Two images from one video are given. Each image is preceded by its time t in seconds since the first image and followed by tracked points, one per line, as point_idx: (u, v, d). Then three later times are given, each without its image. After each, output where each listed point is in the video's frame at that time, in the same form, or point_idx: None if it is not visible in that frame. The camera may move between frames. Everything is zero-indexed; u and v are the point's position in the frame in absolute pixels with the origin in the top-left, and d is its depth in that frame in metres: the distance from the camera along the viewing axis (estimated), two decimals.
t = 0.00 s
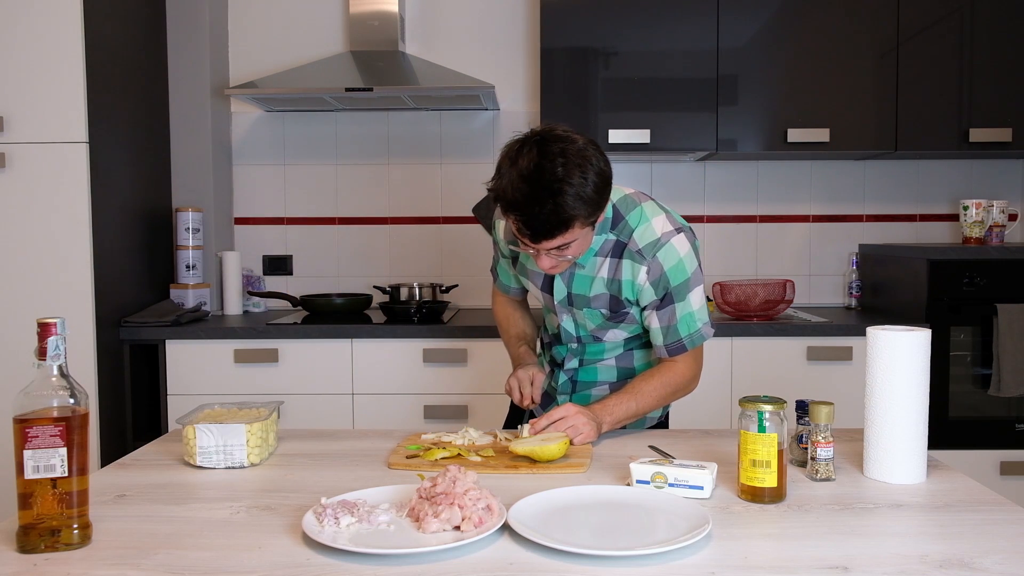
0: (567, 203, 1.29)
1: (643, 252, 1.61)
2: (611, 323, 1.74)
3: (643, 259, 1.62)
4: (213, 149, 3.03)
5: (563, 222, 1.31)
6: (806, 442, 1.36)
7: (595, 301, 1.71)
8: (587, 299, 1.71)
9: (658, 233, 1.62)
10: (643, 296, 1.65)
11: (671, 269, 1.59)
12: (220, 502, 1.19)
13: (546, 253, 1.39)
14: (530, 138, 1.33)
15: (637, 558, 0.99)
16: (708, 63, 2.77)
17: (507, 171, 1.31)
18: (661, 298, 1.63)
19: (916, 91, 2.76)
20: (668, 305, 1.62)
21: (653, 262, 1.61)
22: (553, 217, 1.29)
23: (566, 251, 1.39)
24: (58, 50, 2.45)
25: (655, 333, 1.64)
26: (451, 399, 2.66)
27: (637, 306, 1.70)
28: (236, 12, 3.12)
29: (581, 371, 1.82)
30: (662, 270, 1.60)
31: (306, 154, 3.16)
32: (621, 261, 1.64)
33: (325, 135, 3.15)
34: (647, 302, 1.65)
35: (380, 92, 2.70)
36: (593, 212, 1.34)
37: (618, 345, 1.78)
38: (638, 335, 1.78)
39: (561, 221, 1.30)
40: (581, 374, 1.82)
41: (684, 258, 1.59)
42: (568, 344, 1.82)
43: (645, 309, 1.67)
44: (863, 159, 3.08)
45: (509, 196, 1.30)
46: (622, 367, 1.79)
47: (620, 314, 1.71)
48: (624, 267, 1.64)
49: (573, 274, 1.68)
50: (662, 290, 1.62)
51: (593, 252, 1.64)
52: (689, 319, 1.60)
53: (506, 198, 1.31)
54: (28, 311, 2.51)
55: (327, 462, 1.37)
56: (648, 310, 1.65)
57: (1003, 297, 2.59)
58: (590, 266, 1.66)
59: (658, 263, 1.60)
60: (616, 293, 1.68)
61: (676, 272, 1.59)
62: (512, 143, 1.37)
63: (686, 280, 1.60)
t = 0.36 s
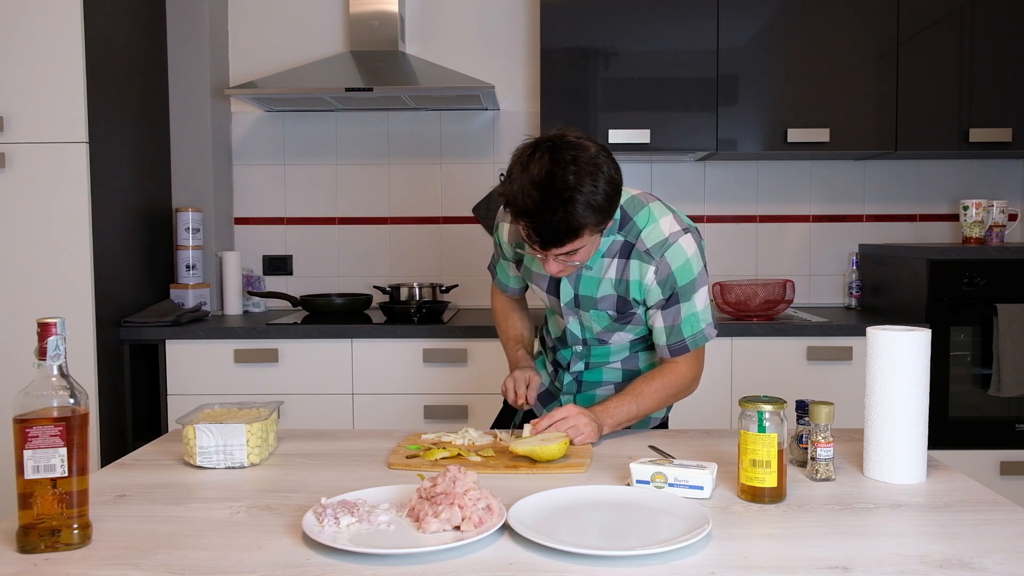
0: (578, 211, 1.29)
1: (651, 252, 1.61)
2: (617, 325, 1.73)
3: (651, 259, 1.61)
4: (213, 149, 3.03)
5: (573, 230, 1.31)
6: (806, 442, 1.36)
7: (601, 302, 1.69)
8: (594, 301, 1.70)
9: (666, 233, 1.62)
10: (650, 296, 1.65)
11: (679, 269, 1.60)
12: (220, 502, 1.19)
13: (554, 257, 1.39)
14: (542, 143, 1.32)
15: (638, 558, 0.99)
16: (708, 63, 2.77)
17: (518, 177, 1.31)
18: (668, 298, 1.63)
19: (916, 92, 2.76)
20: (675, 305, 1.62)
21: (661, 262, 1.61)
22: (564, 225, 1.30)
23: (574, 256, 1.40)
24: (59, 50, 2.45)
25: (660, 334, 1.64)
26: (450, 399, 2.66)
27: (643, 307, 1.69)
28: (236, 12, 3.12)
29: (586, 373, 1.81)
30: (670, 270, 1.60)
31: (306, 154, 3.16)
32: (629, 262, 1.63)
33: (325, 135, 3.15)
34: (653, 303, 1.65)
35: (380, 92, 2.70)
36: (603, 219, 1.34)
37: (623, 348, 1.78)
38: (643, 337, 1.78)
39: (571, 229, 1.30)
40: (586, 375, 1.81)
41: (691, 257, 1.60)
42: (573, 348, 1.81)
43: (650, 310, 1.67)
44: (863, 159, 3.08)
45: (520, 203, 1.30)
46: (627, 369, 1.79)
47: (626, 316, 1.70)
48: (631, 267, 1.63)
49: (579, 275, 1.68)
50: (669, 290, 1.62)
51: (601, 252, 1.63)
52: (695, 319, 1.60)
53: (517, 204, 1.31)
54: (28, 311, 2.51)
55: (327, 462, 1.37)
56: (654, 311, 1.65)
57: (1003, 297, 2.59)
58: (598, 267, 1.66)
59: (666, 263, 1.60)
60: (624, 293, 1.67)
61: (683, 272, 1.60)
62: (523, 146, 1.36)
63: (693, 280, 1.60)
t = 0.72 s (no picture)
0: (574, 217, 1.29)
1: (645, 252, 1.62)
2: (611, 327, 1.73)
3: (645, 259, 1.62)
4: (213, 149, 3.03)
5: (570, 236, 1.31)
6: (806, 443, 1.36)
7: (596, 305, 1.70)
8: (588, 303, 1.70)
9: (658, 233, 1.62)
10: (645, 297, 1.65)
11: (673, 268, 1.60)
12: (220, 502, 1.19)
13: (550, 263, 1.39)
14: (537, 149, 1.32)
15: (637, 558, 0.99)
16: (708, 63, 2.77)
17: (513, 184, 1.31)
18: (663, 298, 1.63)
19: (916, 92, 2.76)
20: (669, 304, 1.62)
21: (655, 262, 1.61)
22: (560, 231, 1.30)
23: (570, 261, 1.40)
24: (59, 50, 2.45)
25: (656, 333, 1.64)
26: (450, 399, 2.66)
27: (638, 307, 1.69)
28: (236, 12, 3.12)
29: (582, 376, 1.81)
30: (664, 269, 1.60)
31: (306, 154, 3.16)
32: (623, 263, 1.64)
33: (325, 135, 3.15)
34: (648, 303, 1.65)
35: (381, 92, 2.70)
36: (598, 224, 1.35)
37: (618, 349, 1.78)
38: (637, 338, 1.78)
39: (568, 235, 1.30)
40: (582, 378, 1.81)
41: (684, 256, 1.60)
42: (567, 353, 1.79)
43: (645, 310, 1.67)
44: (863, 159, 3.08)
45: (516, 209, 1.30)
46: (623, 370, 1.79)
47: (621, 316, 1.70)
48: (626, 268, 1.64)
49: (573, 279, 1.68)
50: (664, 289, 1.62)
51: (595, 256, 1.64)
52: (690, 318, 1.60)
53: (513, 211, 1.31)
54: (29, 312, 2.51)
55: (327, 462, 1.37)
56: (649, 311, 1.65)
57: (1003, 297, 2.59)
58: (591, 270, 1.66)
59: (660, 263, 1.60)
60: (618, 295, 1.68)
61: (677, 271, 1.59)
62: (517, 152, 1.36)
63: (687, 278, 1.60)
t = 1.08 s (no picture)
0: (554, 228, 1.29)
1: (632, 255, 1.61)
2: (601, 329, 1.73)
3: (633, 262, 1.61)
4: (213, 149, 3.03)
5: (551, 248, 1.31)
6: (806, 442, 1.36)
7: (585, 310, 1.70)
8: (578, 308, 1.70)
9: (644, 235, 1.62)
10: (634, 299, 1.65)
11: (660, 270, 1.60)
12: (220, 502, 1.19)
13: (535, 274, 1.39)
14: (514, 162, 1.33)
15: (637, 558, 0.99)
16: (708, 63, 2.77)
17: (492, 199, 1.31)
18: (652, 299, 1.63)
19: (917, 92, 2.76)
20: (659, 305, 1.62)
21: (643, 264, 1.61)
22: (541, 244, 1.29)
23: (555, 270, 1.40)
24: (59, 50, 2.45)
25: (647, 335, 1.65)
26: (450, 400, 2.66)
27: (627, 309, 1.69)
28: (236, 12, 3.12)
29: (574, 378, 1.81)
30: (652, 271, 1.60)
31: (306, 154, 3.16)
32: (610, 266, 1.64)
33: (325, 135, 3.15)
34: (638, 304, 1.65)
35: (380, 92, 2.70)
36: (580, 233, 1.34)
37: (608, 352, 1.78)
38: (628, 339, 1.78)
39: (549, 247, 1.30)
40: (574, 379, 1.81)
41: (671, 256, 1.60)
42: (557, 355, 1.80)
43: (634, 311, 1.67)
44: (863, 159, 3.08)
45: (496, 224, 1.30)
46: (615, 372, 1.80)
47: (612, 319, 1.70)
48: (613, 272, 1.64)
49: (560, 285, 1.68)
50: (653, 291, 1.62)
51: (582, 261, 1.64)
52: (680, 318, 1.61)
53: (493, 226, 1.31)
54: (29, 311, 2.51)
55: (327, 462, 1.37)
56: (639, 313, 1.65)
57: (1003, 297, 2.59)
58: (578, 275, 1.66)
59: (647, 265, 1.60)
60: (607, 299, 1.68)
61: (665, 272, 1.60)
62: (495, 166, 1.37)
63: (675, 279, 1.60)
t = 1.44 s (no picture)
0: (533, 137, 1.32)
1: (620, 221, 1.64)
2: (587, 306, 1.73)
3: (621, 227, 1.64)
4: (213, 149, 3.03)
5: (528, 161, 1.34)
6: (805, 442, 1.36)
7: (573, 281, 1.70)
8: (565, 279, 1.70)
9: (629, 203, 1.66)
10: (622, 267, 1.67)
11: (647, 234, 1.64)
12: (220, 502, 1.19)
13: (538, 196, 1.39)
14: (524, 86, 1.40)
15: (637, 558, 0.99)
16: (708, 63, 2.77)
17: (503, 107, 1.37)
18: (639, 267, 1.66)
19: (917, 92, 2.76)
20: (645, 273, 1.66)
21: (631, 230, 1.64)
22: (519, 147, 1.34)
23: (530, 210, 1.41)
24: (59, 50, 2.45)
25: (633, 304, 1.68)
26: (450, 400, 2.66)
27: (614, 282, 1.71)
28: (236, 12, 3.12)
29: (555, 374, 1.80)
30: (639, 236, 1.64)
31: (306, 154, 3.16)
32: (598, 234, 1.65)
33: (325, 135, 3.15)
34: (625, 273, 1.67)
35: (380, 92, 2.70)
36: (560, 171, 1.36)
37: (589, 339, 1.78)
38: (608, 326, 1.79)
39: (526, 156, 1.34)
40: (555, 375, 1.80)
41: (655, 225, 1.66)
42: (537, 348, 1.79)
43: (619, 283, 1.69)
44: (863, 159, 3.08)
45: (506, 124, 1.35)
46: (595, 363, 1.80)
47: (598, 289, 1.71)
48: (601, 239, 1.65)
49: (549, 253, 1.68)
50: (640, 258, 1.66)
51: (569, 228, 1.65)
52: (665, 286, 1.66)
53: (495, 115, 1.39)
54: (29, 311, 2.51)
55: (327, 462, 1.37)
56: (625, 282, 1.68)
57: (1003, 297, 2.59)
58: (566, 244, 1.67)
59: (635, 230, 1.64)
60: (595, 268, 1.68)
61: (651, 238, 1.65)
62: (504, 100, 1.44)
63: (660, 245, 1.66)
